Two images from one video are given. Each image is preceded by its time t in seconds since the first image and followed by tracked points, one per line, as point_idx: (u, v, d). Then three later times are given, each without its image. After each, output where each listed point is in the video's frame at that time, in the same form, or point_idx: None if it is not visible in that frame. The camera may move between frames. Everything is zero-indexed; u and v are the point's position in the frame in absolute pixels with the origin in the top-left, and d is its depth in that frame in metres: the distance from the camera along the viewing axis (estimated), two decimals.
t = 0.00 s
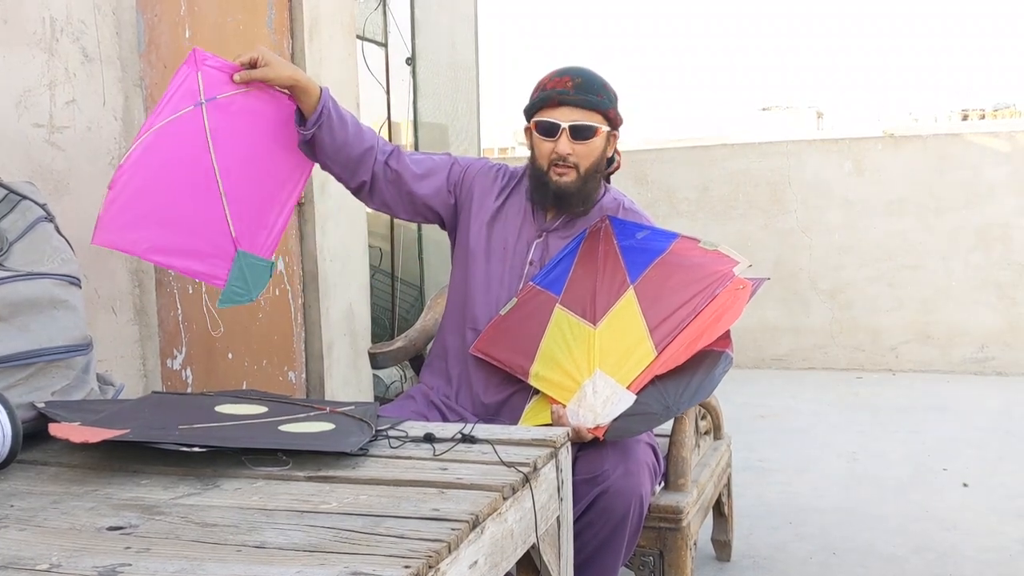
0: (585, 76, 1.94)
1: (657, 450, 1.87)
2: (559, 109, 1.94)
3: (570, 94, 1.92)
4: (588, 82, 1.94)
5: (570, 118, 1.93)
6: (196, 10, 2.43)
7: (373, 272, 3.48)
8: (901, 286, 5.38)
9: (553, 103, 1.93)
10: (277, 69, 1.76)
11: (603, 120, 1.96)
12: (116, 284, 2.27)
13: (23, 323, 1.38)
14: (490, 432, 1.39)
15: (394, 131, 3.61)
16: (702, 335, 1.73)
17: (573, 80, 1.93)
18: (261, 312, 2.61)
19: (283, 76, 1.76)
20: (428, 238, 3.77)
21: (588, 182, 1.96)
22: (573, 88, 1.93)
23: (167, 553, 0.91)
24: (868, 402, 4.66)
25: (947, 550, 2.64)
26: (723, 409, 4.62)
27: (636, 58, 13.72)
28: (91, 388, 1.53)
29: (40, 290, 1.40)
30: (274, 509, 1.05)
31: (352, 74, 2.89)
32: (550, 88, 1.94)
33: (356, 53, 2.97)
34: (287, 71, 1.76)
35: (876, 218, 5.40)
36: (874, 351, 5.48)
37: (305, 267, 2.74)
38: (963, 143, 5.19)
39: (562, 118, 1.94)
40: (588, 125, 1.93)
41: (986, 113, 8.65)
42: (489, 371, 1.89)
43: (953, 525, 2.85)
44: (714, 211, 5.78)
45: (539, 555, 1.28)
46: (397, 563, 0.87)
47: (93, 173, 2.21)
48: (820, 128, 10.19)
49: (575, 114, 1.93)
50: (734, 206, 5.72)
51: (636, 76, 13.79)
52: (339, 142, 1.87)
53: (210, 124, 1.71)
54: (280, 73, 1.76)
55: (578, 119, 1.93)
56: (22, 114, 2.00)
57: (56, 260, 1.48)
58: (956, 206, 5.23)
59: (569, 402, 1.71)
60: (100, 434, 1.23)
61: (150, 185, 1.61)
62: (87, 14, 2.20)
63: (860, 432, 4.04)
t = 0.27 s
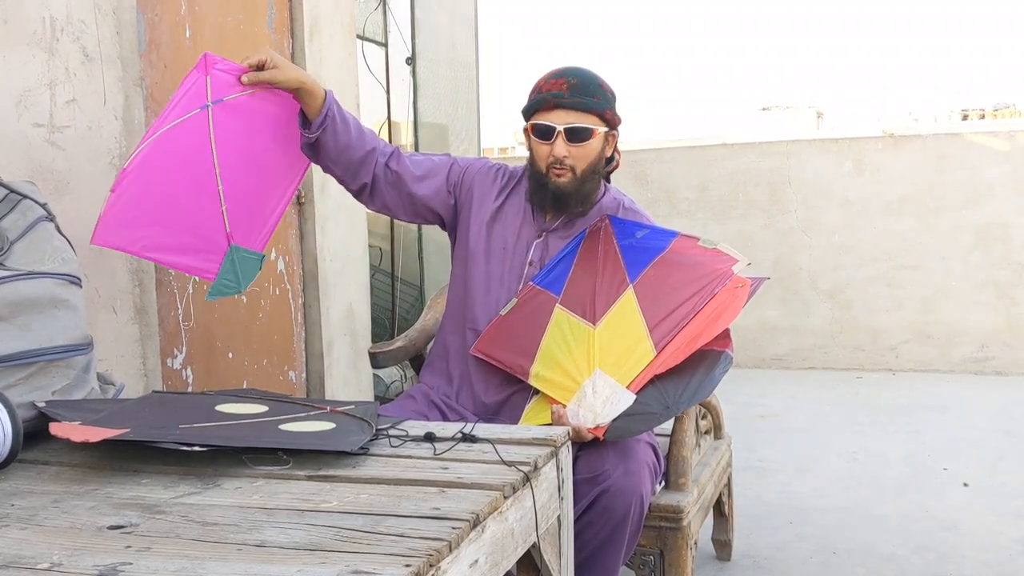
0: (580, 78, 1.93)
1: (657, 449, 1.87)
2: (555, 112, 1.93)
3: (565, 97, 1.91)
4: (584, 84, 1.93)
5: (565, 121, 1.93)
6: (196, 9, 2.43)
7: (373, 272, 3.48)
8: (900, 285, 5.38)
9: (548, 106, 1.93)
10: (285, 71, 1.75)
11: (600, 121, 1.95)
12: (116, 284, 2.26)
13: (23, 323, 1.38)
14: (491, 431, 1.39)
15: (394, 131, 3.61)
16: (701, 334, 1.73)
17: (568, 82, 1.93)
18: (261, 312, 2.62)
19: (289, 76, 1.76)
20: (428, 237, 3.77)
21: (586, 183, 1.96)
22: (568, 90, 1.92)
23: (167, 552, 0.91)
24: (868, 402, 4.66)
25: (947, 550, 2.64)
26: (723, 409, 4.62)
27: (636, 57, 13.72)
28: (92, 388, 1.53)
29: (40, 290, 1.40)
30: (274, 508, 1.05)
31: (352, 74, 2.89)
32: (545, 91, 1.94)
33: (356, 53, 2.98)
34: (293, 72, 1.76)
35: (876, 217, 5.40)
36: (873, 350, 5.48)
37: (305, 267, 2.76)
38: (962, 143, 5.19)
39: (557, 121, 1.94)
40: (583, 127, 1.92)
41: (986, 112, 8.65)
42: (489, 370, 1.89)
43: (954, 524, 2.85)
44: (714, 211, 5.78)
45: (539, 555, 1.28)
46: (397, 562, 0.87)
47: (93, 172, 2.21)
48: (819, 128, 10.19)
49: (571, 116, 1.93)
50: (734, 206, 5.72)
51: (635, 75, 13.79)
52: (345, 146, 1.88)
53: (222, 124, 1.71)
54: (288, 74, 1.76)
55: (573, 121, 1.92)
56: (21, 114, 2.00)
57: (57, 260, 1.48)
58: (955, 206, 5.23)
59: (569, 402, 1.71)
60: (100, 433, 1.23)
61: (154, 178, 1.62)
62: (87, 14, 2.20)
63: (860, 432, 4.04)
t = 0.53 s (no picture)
0: (568, 81, 1.93)
1: (656, 449, 1.87)
2: (543, 115, 1.94)
3: (553, 100, 1.92)
4: (571, 87, 1.93)
5: (552, 124, 1.93)
6: (196, 10, 2.44)
7: (373, 272, 3.49)
8: (900, 285, 5.38)
9: (536, 109, 1.94)
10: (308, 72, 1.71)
11: (589, 124, 1.95)
12: (116, 284, 2.31)
13: (22, 323, 1.38)
14: (491, 431, 1.39)
15: (393, 131, 3.61)
16: (700, 332, 1.73)
17: (557, 85, 1.94)
18: (261, 312, 2.58)
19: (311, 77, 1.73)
20: (427, 237, 3.77)
21: (577, 186, 1.96)
22: (555, 93, 1.93)
23: (167, 552, 0.91)
24: (868, 402, 4.66)
25: (947, 550, 2.64)
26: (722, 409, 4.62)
27: (636, 57, 13.73)
28: (92, 388, 1.53)
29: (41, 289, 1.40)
30: (274, 508, 1.05)
31: (353, 74, 2.89)
32: (535, 94, 1.95)
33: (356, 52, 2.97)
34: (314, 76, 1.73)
35: (875, 218, 5.40)
36: (873, 350, 5.48)
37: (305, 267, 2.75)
38: (962, 143, 5.19)
39: (545, 124, 1.94)
40: (569, 130, 1.92)
41: (985, 112, 8.65)
42: (489, 370, 1.89)
43: (953, 524, 2.85)
44: (714, 211, 5.78)
45: (539, 554, 1.28)
46: (397, 562, 0.87)
47: (94, 172, 2.22)
48: (818, 128, 10.18)
49: (558, 120, 1.93)
50: (734, 206, 5.73)
51: (634, 75, 13.80)
52: (351, 147, 1.89)
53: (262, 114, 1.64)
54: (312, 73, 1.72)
55: (560, 125, 1.93)
56: (21, 114, 2.00)
57: (57, 260, 1.48)
58: (954, 206, 5.24)
59: (569, 402, 1.71)
60: (101, 433, 1.23)
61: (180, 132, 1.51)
62: (87, 14, 2.21)
63: (860, 432, 4.04)
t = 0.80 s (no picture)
0: (568, 84, 1.93)
1: (656, 449, 1.87)
2: (543, 118, 1.94)
3: (554, 103, 1.92)
4: (571, 90, 1.93)
5: (552, 127, 1.93)
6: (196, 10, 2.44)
7: (373, 272, 3.49)
8: (900, 285, 5.38)
9: (536, 112, 1.94)
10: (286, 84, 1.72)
11: (589, 127, 1.95)
12: (115, 284, 2.25)
13: (21, 323, 1.38)
14: (491, 431, 1.39)
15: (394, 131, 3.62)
16: (701, 332, 1.73)
17: (558, 88, 1.94)
18: (261, 312, 2.65)
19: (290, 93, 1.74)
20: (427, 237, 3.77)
21: (577, 188, 1.96)
22: (555, 96, 1.93)
23: (167, 552, 0.91)
24: (868, 402, 4.66)
25: (947, 550, 2.64)
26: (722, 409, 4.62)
27: (636, 57, 13.73)
28: (92, 388, 1.53)
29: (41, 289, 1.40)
30: (274, 508, 1.05)
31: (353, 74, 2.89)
32: (536, 96, 1.95)
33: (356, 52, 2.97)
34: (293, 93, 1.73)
35: (875, 218, 5.40)
36: (873, 350, 5.48)
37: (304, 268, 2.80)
38: (962, 143, 5.19)
39: (545, 127, 1.94)
40: (569, 133, 1.92)
41: (985, 112, 8.64)
42: (489, 372, 1.89)
43: (953, 524, 2.85)
44: (714, 211, 5.78)
45: (539, 555, 1.28)
46: (397, 562, 0.88)
47: (94, 172, 2.22)
48: (818, 128, 10.18)
49: (558, 123, 1.93)
50: (734, 206, 5.73)
51: (634, 75, 13.80)
52: (349, 157, 1.88)
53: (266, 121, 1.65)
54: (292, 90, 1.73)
55: (559, 128, 1.93)
56: (21, 113, 2.01)
57: (57, 260, 1.48)
58: (954, 206, 5.24)
59: (569, 402, 1.71)
60: (100, 433, 1.23)
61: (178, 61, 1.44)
62: (87, 14, 2.21)
63: (860, 432, 4.04)
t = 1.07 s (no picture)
0: (574, 89, 1.91)
1: (655, 449, 1.87)
2: (548, 124, 1.92)
3: (561, 110, 1.90)
4: (577, 96, 1.91)
5: (557, 133, 1.92)
6: (196, 10, 2.44)
7: (373, 273, 3.49)
8: (900, 286, 5.38)
9: (541, 117, 1.92)
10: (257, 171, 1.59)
11: (595, 133, 1.93)
12: (115, 285, 2.32)
13: (20, 324, 1.38)
14: (490, 431, 1.39)
15: (393, 132, 3.62)
16: (702, 329, 1.73)
17: (563, 94, 1.91)
18: (260, 312, 2.59)
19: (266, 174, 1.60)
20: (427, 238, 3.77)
21: (580, 192, 1.96)
22: (561, 102, 1.91)
23: (166, 554, 0.91)
24: (867, 402, 4.66)
25: (946, 550, 2.64)
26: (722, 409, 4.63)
27: (636, 57, 13.72)
28: (91, 389, 1.53)
29: (41, 290, 1.40)
30: (273, 509, 1.05)
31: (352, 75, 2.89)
32: (541, 101, 1.93)
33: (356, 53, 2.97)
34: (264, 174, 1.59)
35: (875, 218, 5.40)
36: (873, 351, 5.48)
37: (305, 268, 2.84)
38: (961, 143, 5.19)
39: (550, 132, 1.92)
40: (575, 140, 1.91)
41: (984, 112, 8.64)
42: (491, 372, 1.89)
43: (953, 524, 2.85)
44: (714, 211, 5.78)
45: (538, 555, 1.28)
46: (396, 563, 0.87)
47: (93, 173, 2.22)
48: (817, 128, 10.18)
49: (564, 129, 1.91)
50: (734, 206, 5.73)
51: (634, 75, 13.81)
52: (346, 209, 1.78)
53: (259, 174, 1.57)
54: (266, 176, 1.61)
55: (565, 134, 1.91)
56: (21, 114, 2.01)
57: (56, 261, 1.47)
58: (954, 206, 5.23)
59: (570, 402, 1.71)
60: (100, 434, 1.23)
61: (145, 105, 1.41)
62: (85, 15, 2.21)
63: (859, 432, 4.04)
